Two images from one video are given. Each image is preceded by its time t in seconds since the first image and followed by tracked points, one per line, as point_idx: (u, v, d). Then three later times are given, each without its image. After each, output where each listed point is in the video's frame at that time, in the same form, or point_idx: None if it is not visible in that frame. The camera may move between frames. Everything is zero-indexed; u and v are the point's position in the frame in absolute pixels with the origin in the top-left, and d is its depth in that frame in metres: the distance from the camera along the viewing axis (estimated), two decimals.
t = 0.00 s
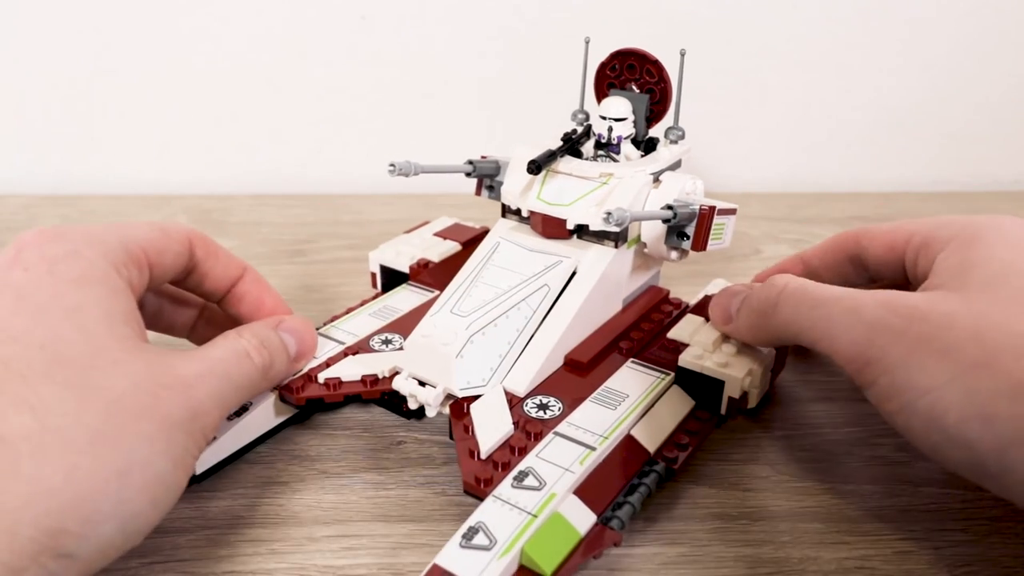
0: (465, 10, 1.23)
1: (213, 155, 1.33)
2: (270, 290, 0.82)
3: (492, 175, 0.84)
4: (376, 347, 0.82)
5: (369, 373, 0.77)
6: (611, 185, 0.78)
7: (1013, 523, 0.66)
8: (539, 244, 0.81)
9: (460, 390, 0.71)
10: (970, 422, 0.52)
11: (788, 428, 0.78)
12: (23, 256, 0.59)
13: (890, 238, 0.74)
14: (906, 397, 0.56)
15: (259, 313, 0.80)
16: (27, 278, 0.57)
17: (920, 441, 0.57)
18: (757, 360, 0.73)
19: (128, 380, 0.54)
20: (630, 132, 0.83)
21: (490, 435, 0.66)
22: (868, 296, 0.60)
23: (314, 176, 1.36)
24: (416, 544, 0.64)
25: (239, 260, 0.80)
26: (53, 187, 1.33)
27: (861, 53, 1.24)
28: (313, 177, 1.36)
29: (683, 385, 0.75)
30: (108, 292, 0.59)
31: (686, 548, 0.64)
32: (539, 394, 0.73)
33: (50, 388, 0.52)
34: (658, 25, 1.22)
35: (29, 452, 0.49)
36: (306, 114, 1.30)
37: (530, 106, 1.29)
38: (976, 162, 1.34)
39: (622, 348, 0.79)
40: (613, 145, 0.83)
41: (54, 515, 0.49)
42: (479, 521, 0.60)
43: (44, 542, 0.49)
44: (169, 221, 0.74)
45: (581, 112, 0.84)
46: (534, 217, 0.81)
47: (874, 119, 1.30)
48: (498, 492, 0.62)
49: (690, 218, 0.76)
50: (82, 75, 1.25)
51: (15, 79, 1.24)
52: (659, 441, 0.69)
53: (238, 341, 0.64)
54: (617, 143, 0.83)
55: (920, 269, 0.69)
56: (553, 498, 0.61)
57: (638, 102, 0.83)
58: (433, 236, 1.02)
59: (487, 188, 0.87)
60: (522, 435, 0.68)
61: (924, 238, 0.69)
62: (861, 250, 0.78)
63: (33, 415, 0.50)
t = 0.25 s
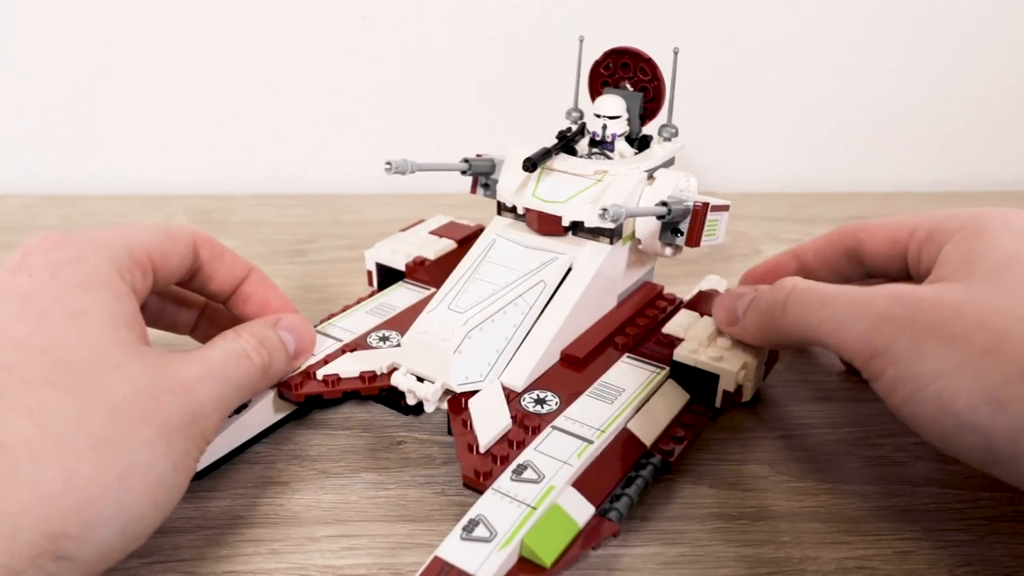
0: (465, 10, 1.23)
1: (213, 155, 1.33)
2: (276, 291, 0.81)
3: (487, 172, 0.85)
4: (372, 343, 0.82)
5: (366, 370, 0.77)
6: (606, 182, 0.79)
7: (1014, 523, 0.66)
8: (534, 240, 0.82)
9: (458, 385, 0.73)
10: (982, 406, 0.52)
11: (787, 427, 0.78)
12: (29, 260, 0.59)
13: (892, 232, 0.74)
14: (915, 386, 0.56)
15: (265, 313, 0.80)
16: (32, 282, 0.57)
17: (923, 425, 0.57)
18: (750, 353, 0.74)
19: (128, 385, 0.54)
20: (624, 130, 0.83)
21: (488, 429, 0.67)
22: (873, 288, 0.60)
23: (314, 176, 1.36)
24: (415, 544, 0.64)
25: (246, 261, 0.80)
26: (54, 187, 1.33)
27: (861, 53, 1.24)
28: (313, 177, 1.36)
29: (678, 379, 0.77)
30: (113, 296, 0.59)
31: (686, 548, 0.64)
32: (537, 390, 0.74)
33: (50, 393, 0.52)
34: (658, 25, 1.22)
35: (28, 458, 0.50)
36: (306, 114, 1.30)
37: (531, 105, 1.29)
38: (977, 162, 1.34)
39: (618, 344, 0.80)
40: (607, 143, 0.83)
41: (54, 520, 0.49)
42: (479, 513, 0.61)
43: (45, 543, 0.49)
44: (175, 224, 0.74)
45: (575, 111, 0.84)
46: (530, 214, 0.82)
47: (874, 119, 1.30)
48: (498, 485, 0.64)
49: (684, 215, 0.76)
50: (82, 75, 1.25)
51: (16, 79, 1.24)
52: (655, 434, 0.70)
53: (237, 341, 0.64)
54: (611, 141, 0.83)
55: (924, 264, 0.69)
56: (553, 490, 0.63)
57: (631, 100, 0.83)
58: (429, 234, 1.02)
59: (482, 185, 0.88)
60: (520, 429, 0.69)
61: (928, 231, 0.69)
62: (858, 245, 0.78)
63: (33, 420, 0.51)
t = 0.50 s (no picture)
0: (465, 10, 1.23)
1: (213, 155, 1.33)
2: (277, 291, 0.81)
3: (478, 170, 0.86)
4: (370, 340, 0.82)
5: (366, 366, 0.78)
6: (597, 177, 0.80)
7: (1013, 523, 0.66)
8: (526, 236, 0.84)
9: (458, 379, 0.74)
10: (1010, 392, 0.51)
11: (787, 427, 0.78)
12: (31, 265, 0.59)
13: (895, 233, 0.74)
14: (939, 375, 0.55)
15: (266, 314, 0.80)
16: (36, 286, 0.57)
17: (949, 417, 0.56)
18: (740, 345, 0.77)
19: (131, 389, 0.54)
20: (613, 126, 0.85)
21: (490, 422, 0.69)
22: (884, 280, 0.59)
23: (314, 177, 1.36)
24: (416, 544, 0.64)
25: (246, 261, 0.80)
26: (54, 187, 1.33)
27: (860, 53, 1.24)
28: (312, 177, 1.36)
29: (671, 370, 0.79)
30: (114, 299, 0.59)
31: (686, 548, 0.64)
32: (535, 382, 0.76)
33: (53, 397, 0.52)
34: (658, 25, 1.22)
35: (31, 461, 0.50)
36: (306, 114, 1.30)
37: (530, 105, 1.29)
38: (976, 162, 1.34)
39: (612, 337, 0.83)
40: (597, 138, 0.85)
41: (57, 524, 0.49)
42: (485, 504, 0.63)
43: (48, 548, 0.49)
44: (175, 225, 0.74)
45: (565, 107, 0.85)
46: (523, 210, 0.83)
47: (874, 118, 1.30)
48: (502, 477, 0.65)
49: (675, 208, 0.79)
50: (82, 75, 1.25)
51: (17, 80, 1.24)
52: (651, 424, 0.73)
53: (236, 341, 0.64)
54: (601, 137, 0.85)
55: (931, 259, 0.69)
56: (555, 481, 0.65)
57: (620, 97, 0.85)
58: (420, 231, 1.02)
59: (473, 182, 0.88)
60: (520, 421, 0.71)
61: (936, 228, 0.69)
62: (859, 249, 0.78)
63: (36, 424, 0.51)
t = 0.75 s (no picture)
0: (465, 9, 1.23)
1: (213, 155, 1.33)
2: (278, 291, 0.81)
3: (474, 167, 0.87)
4: (372, 338, 0.82)
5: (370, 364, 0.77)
6: (594, 173, 0.80)
7: (1013, 523, 0.66)
8: (526, 233, 0.84)
9: (464, 375, 0.74)
10: (1011, 404, 0.50)
11: (787, 427, 0.78)
12: (35, 265, 0.59)
13: (885, 237, 0.74)
14: (939, 393, 0.54)
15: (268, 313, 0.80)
16: (39, 287, 0.57)
17: (950, 432, 0.55)
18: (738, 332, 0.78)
19: (132, 390, 0.54)
20: (608, 124, 0.84)
21: (497, 418, 0.69)
22: (874, 304, 0.57)
23: (313, 176, 1.36)
24: (415, 544, 0.64)
25: (247, 263, 0.79)
26: (54, 188, 1.33)
27: (860, 52, 1.24)
28: (312, 177, 1.36)
29: (672, 363, 0.79)
30: (116, 299, 0.59)
31: (686, 548, 0.64)
32: (539, 377, 0.76)
33: (53, 398, 0.52)
34: (658, 25, 1.22)
35: (32, 462, 0.50)
36: (306, 113, 1.30)
37: (530, 105, 1.29)
38: (975, 162, 1.34)
39: (611, 331, 0.83)
40: (592, 136, 0.85)
41: (56, 523, 0.49)
42: (496, 498, 0.62)
43: (48, 546, 0.49)
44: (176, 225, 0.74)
45: (558, 105, 0.86)
46: (521, 207, 0.83)
47: (873, 118, 1.30)
48: (511, 470, 0.65)
49: (671, 205, 0.79)
50: (82, 75, 1.25)
51: (17, 80, 1.24)
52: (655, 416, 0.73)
53: (239, 340, 0.64)
54: (595, 135, 0.85)
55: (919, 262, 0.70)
56: (565, 474, 0.64)
57: (614, 94, 0.85)
58: (418, 230, 1.02)
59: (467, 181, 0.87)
60: (526, 416, 0.71)
61: (925, 231, 0.70)
62: (850, 252, 0.79)
63: (36, 425, 0.51)
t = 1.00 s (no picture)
0: (465, 9, 1.23)
1: (213, 155, 1.33)
2: (297, 303, 0.82)
3: (487, 168, 0.87)
4: (397, 341, 0.82)
5: (399, 368, 0.77)
6: (613, 171, 0.81)
7: (1013, 523, 0.66)
8: (548, 233, 0.85)
9: (499, 376, 0.74)
10: (1012, 414, 0.51)
11: (788, 426, 0.78)
12: (54, 274, 0.61)
13: (897, 239, 0.74)
14: (942, 401, 0.54)
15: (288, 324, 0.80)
16: (55, 295, 0.59)
17: (950, 442, 0.56)
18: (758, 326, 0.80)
19: (134, 393, 0.53)
20: (621, 122, 0.86)
21: (537, 417, 0.69)
22: (885, 309, 0.57)
23: (314, 176, 1.36)
24: (415, 545, 0.64)
25: (267, 275, 0.80)
26: (53, 187, 1.33)
27: (861, 52, 1.24)
28: (313, 177, 1.36)
29: (698, 359, 0.80)
30: (128, 305, 0.60)
31: (686, 548, 0.64)
32: (572, 376, 0.77)
33: (55, 401, 0.53)
34: (659, 25, 1.22)
35: (27, 464, 0.51)
36: (306, 113, 1.30)
37: (530, 105, 1.29)
38: (975, 162, 1.34)
39: (635, 328, 0.84)
40: (604, 134, 0.86)
41: (49, 526, 0.49)
42: (545, 499, 0.63)
43: (42, 549, 0.49)
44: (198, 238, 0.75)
45: (565, 106, 0.86)
46: (540, 206, 0.85)
47: (873, 118, 1.30)
48: (558, 471, 0.66)
49: (689, 200, 0.81)
50: (82, 75, 1.25)
51: (16, 79, 1.24)
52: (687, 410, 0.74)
53: (261, 344, 0.61)
54: (609, 133, 0.86)
55: (930, 266, 0.69)
56: (610, 472, 0.65)
57: (625, 92, 0.85)
58: (427, 231, 1.02)
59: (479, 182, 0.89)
60: (565, 416, 0.71)
61: (935, 236, 0.69)
62: (862, 253, 0.79)
63: (35, 428, 0.52)
